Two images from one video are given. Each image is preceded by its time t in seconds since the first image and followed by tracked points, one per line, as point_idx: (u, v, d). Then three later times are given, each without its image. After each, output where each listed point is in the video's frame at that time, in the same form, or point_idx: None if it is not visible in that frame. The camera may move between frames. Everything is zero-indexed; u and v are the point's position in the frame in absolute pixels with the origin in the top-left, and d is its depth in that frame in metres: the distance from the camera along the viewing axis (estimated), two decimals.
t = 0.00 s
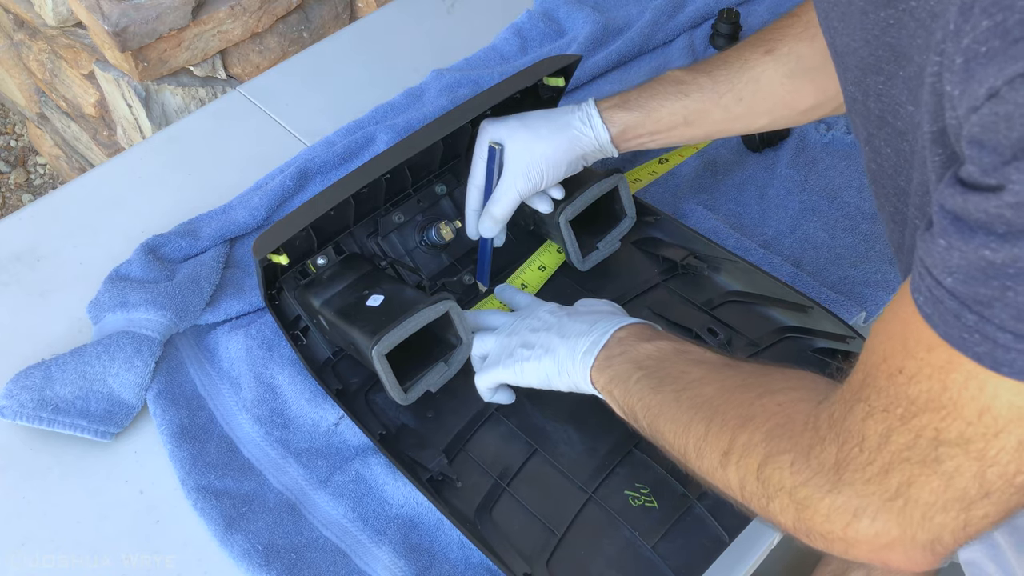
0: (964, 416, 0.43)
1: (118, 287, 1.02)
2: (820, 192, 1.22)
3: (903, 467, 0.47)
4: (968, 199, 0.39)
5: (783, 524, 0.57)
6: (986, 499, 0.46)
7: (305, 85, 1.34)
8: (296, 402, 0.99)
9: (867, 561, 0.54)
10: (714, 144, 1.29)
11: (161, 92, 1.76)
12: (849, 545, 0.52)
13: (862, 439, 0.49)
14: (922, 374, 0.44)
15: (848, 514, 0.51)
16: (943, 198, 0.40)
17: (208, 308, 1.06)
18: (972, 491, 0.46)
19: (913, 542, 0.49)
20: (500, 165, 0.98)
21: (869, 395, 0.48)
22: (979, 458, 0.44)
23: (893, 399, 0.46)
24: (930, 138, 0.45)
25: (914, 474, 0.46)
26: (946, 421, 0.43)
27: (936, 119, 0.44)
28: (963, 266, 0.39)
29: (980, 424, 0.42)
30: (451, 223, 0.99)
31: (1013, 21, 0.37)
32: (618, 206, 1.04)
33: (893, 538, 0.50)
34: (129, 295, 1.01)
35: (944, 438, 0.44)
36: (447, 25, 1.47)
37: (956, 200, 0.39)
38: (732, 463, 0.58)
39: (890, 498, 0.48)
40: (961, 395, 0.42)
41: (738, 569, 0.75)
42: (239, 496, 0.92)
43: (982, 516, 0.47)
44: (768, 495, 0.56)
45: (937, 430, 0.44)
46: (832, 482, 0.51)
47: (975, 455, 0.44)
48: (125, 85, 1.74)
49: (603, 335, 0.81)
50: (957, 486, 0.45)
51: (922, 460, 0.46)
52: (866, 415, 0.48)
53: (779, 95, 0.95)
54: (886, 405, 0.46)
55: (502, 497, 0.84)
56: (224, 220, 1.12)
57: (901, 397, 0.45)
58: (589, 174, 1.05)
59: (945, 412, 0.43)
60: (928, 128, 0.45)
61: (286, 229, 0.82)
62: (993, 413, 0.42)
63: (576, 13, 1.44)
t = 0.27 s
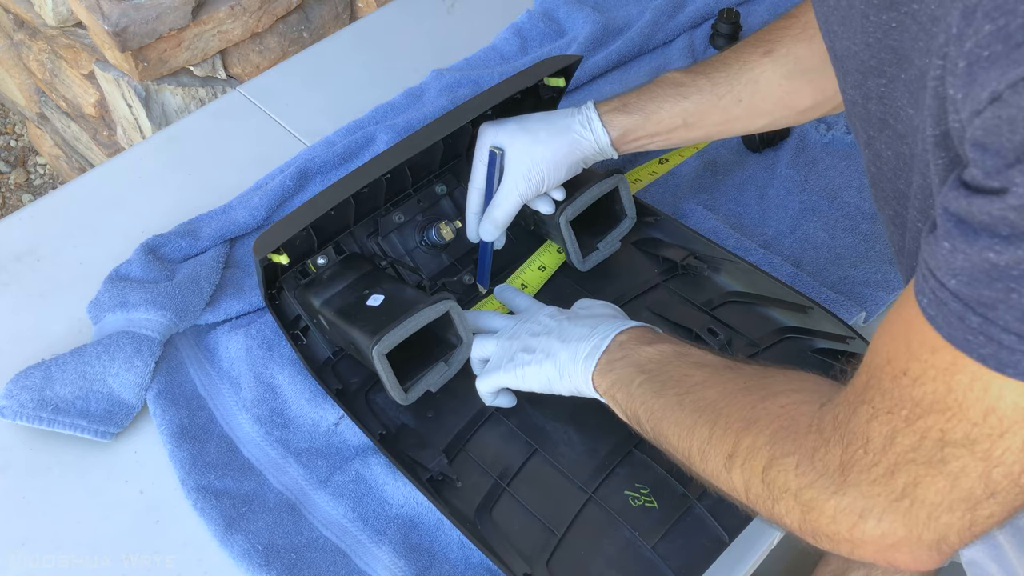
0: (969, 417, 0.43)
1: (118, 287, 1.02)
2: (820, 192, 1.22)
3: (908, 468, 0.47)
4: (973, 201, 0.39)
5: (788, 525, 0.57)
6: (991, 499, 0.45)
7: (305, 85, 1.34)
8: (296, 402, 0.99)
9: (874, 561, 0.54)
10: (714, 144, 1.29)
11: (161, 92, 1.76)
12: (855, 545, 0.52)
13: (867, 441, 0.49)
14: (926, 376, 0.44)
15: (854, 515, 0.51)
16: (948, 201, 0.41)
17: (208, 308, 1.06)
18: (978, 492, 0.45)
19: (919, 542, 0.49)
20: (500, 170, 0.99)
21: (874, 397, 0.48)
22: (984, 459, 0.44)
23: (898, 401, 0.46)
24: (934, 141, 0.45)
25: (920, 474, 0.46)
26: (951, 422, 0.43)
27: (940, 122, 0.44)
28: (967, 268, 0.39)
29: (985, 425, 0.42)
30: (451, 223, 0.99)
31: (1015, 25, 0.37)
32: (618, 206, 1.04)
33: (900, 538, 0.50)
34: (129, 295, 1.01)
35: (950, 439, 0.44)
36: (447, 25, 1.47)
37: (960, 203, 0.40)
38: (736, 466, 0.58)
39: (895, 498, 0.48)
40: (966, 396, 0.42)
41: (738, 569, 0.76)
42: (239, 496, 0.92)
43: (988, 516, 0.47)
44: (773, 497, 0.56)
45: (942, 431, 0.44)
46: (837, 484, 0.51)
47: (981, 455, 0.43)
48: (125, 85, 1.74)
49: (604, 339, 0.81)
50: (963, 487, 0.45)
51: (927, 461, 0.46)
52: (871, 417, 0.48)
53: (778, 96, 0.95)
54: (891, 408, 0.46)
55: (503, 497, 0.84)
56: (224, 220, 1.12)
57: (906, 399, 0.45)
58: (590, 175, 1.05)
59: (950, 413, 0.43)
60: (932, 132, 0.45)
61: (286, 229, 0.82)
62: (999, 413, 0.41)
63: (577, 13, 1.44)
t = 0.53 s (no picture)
0: (967, 420, 0.43)
1: (118, 287, 1.02)
2: (820, 192, 1.22)
3: (906, 472, 0.47)
4: (969, 205, 0.39)
5: (788, 528, 0.57)
6: (989, 502, 0.45)
7: (305, 85, 1.34)
8: (296, 402, 0.99)
9: (873, 564, 0.54)
10: (714, 144, 1.29)
11: (161, 92, 1.76)
12: (854, 548, 0.52)
13: (865, 444, 0.49)
14: (924, 380, 0.44)
15: (852, 518, 0.51)
16: (944, 204, 0.41)
17: (208, 308, 1.06)
18: (976, 495, 0.45)
19: (918, 545, 0.49)
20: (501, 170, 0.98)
21: (872, 400, 0.48)
22: (982, 462, 0.44)
23: (896, 404, 0.46)
24: (931, 144, 0.45)
25: (918, 478, 0.46)
26: (948, 426, 0.44)
27: (937, 125, 0.44)
28: (964, 272, 0.39)
29: (982, 429, 0.42)
30: (451, 222, 0.99)
31: (1010, 30, 0.37)
32: (618, 206, 1.04)
33: (898, 541, 0.50)
34: (129, 295, 1.01)
35: (948, 442, 0.44)
36: (447, 25, 1.47)
37: (957, 207, 0.40)
38: (736, 469, 0.58)
39: (894, 501, 0.48)
40: (963, 400, 0.42)
41: (738, 569, 0.77)
42: (239, 497, 0.92)
43: (986, 519, 0.47)
44: (772, 500, 0.56)
45: (940, 434, 0.44)
46: (835, 487, 0.51)
47: (978, 459, 0.44)
48: (125, 85, 1.74)
49: (604, 341, 0.81)
50: (961, 490, 0.45)
51: (925, 464, 0.46)
52: (869, 420, 0.48)
53: (777, 97, 0.95)
54: (889, 411, 0.46)
55: (503, 497, 0.84)
56: (224, 220, 1.12)
57: (904, 402, 0.45)
58: (590, 175, 1.05)
59: (948, 417, 0.43)
60: (929, 135, 0.45)
61: (286, 229, 0.82)
62: (996, 417, 0.42)
63: (576, 13, 1.44)
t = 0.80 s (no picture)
0: (965, 420, 0.43)
1: (118, 287, 1.02)
2: (820, 192, 1.22)
3: (905, 472, 0.47)
4: (967, 205, 0.39)
5: (788, 529, 0.57)
6: (988, 502, 0.45)
7: (305, 85, 1.34)
8: (296, 401, 0.99)
9: (872, 564, 0.54)
10: (713, 144, 1.29)
11: (161, 92, 1.76)
12: (854, 549, 0.52)
13: (864, 444, 0.49)
14: (922, 380, 0.44)
15: (852, 518, 0.51)
16: (942, 204, 0.41)
17: (208, 308, 1.06)
18: (975, 495, 0.45)
19: (918, 545, 0.49)
20: (501, 169, 0.98)
21: (870, 401, 0.48)
22: (980, 462, 0.44)
23: (894, 404, 0.46)
24: (929, 144, 0.45)
25: (917, 478, 0.46)
26: (947, 426, 0.44)
27: (935, 125, 0.44)
28: (961, 271, 0.39)
29: (981, 429, 0.42)
30: (451, 222, 0.99)
31: (1007, 30, 0.37)
32: (618, 206, 1.04)
33: (898, 541, 0.50)
34: (129, 295, 1.01)
35: (946, 442, 0.44)
36: (447, 25, 1.47)
37: (955, 207, 0.40)
38: (735, 469, 0.58)
39: (893, 502, 0.48)
40: (962, 400, 0.42)
41: (738, 569, 0.77)
42: (239, 496, 0.92)
43: (985, 519, 0.47)
44: (772, 500, 0.56)
45: (938, 434, 0.44)
46: (835, 487, 0.51)
47: (977, 459, 0.44)
48: (125, 86, 1.74)
49: (604, 342, 0.81)
50: (960, 490, 0.45)
51: (924, 464, 0.46)
52: (868, 420, 0.48)
53: (779, 100, 0.95)
54: (887, 411, 0.46)
55: (502, 497, 0.84)
56: (224, 220, 1.12)
57: (902, 402, 0.45)
58: (590, 175, 1.05)
59: (946, 417, 0.43)
60: (927, 135, 0.45)
61: (286, 229, 0.82)
62: (994, 417, 0.42)
63: (576, 13, 1.44)
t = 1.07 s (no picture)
0: (965, 421, 0.43)
1: (118, 287, 1.02)
2: (820, 192, 1.22)
3: (905, 472, 0.47)
4: (967, 205, 0.39)
5: (789, 529, 0.57)
6: (989, 502, 0.45)
7: (305, 85, 1.34)
8: (296, 401, 0.99)
9: (873, 564, 0.54)
10: (714, 144, 1.29)
11: (161, 92, 1.76)
12: (855, 549, 0.52)
13: (864, 445, 0.49)
14: (922, 380, 0.44)
15: (852, 518, 0.51)
16: (943, 205, 0.41)
17: (208, 308, 1.06)
18: (975, 495, 0.45)
19: (918, 545, 0.49)
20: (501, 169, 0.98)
21: (871, 401, 0.48)
22: (981, 462, 0.44)
23: (895, 405, 0.46)
24: (929, 145, 0.45)
25: (918, 478, 0.46)
26: (947, 426, 0.44)
27: (935, 126, 0.44)
28: (962, 272, 0.39)
29: (981, 429, 0.42)
30: (451, 223, 0.99)
31: (1007, 30, 0.37)
32: (618, 206, 1.04)
33: (899, 541, 0.50)
34: (129, 295, 1.01)
35: (947, 443, 0.44)
36: (447, 25, 1.47)
37: (955, 207, 0.40)
38: (736, 470, 0.58)
39: (894, 502, 0.48)
40: (962, 400, 0.42)
41: (738, 569, 0.77)
42: (239, 496, 0.92)
43: (986, 519, 0.47)
44: (773, 501, 0.56)
45: (939, 435, 0.44)
46: (835, 487, 0.51)
47: (978, 459, 0.44)
48: (125, 86, 1.74)
49: (604, 343, 0.81)
50: (960, 490, 0.45)
51: (925, 464, 0.46)
52: (868, 421, 0.48)
53: (779, 100, 0.95)
54: (888, 411, 0.46)
55: (502, 497, 0.84)
56: (224, 220, 1.12)
57: (903, 402, 0.45)
58: (589, 175, 1.05)
59: (947, 417, 0.43)
60: (927, 135, 0.45)
61: (286, 229, 0.82)
62: (995, 417, 0.42)
63: (576, 13, 1.44)
